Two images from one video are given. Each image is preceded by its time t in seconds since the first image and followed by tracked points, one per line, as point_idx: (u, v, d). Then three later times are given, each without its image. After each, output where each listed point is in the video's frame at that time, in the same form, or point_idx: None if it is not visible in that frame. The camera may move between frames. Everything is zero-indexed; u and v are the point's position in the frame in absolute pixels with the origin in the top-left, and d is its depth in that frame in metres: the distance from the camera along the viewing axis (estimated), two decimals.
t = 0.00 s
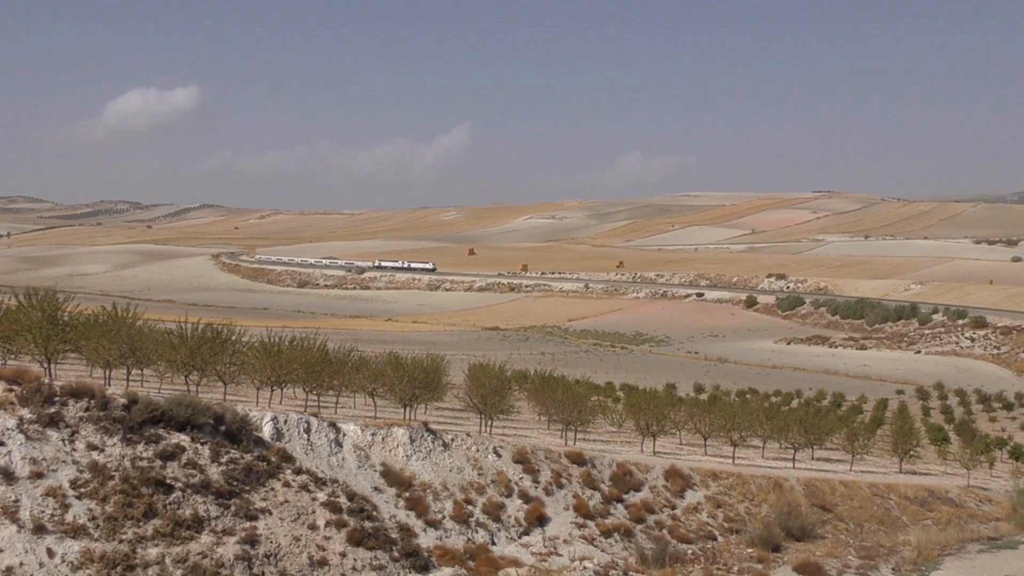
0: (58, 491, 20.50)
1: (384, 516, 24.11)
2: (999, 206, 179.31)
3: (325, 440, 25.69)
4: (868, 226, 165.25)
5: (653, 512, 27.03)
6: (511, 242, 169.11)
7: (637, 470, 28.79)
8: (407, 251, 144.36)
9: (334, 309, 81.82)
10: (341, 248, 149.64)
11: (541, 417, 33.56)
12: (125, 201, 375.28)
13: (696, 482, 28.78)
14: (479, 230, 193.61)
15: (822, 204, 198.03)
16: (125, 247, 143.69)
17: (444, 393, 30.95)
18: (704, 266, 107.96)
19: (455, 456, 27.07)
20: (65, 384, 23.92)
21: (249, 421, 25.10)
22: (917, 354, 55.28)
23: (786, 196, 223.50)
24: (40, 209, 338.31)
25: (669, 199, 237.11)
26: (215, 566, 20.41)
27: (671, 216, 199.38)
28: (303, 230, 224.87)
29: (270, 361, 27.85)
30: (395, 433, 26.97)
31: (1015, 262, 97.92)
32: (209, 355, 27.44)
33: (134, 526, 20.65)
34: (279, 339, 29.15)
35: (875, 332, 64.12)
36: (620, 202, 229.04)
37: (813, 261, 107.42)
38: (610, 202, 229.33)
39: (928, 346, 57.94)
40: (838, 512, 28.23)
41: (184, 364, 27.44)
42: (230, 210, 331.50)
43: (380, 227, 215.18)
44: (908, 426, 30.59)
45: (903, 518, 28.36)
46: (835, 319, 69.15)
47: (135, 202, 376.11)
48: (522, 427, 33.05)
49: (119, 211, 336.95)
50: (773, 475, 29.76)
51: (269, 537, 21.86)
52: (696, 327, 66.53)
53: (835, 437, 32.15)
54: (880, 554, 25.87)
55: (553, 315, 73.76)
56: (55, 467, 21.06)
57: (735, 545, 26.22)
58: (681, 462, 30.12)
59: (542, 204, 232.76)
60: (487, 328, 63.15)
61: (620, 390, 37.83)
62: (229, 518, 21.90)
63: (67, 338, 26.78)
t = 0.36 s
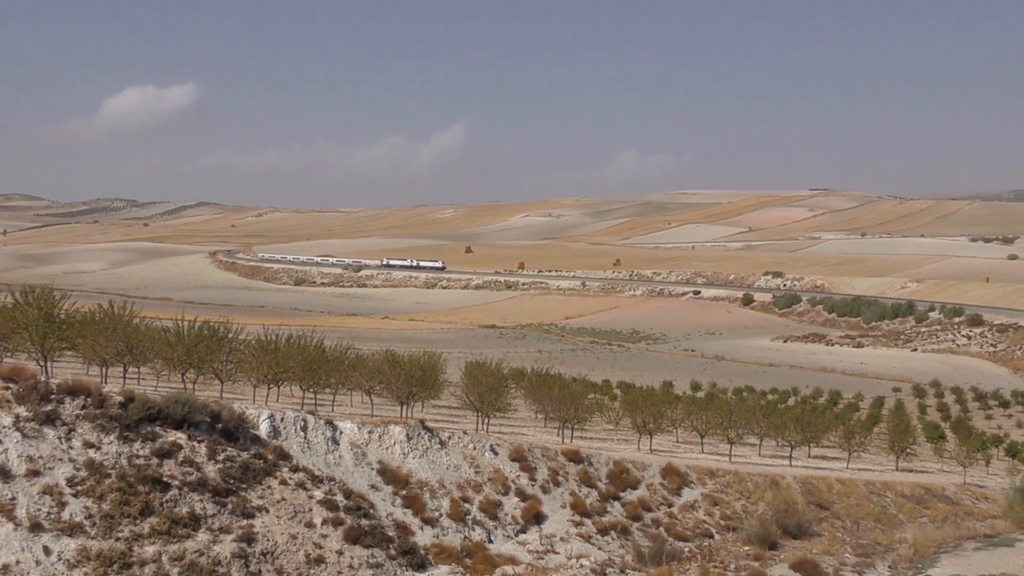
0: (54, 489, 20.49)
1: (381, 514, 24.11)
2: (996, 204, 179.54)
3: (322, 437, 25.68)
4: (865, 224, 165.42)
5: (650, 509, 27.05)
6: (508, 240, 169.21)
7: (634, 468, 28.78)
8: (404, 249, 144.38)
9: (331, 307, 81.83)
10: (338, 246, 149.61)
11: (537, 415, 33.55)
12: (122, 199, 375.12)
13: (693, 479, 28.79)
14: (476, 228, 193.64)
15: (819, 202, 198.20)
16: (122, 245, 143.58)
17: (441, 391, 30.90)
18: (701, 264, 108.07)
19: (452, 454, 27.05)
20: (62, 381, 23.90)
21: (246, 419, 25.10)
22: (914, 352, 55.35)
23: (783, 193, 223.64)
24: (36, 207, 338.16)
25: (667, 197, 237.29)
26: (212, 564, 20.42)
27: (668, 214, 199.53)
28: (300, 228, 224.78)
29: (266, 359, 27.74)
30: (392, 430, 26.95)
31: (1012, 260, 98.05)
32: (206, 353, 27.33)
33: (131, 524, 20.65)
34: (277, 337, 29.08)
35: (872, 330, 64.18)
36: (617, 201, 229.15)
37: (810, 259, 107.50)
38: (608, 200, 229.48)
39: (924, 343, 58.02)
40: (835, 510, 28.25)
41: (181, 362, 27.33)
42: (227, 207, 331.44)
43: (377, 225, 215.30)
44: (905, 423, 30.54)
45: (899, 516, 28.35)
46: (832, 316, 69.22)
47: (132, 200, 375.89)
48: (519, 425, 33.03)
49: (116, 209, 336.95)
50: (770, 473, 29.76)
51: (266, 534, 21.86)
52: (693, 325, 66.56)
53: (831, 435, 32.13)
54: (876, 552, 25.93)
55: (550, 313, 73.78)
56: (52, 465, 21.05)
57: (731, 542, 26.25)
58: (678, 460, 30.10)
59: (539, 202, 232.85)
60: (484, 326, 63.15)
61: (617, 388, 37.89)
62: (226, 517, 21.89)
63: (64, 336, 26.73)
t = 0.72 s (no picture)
0: (51, 488, 20.47)
1: (377, 512, 24.13)
2: (992, 202, 179.64)
3: (318, 436, 25.66)
4: (862, 223, 165.54)
5: (646, 508, 27.06)
6: (504, 238, 169.08)
7: (630, 466, 28.77)
8: (400, 247, 144.23)
9: (328, 306, 81.74)
10: (334, 245, 149.56)
11: (534, 413, 33.50)
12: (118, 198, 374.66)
13: (690, 478, 28.78)
14: (473, 226, 193.56)
15: (815, 200, 198.32)
16: (118, 243, 143.40)
17: (438, 389, 30.83)
18: (697, 263, 108.09)
19: (448, 452, 27.04)
20: (58, 380, 23.89)
21: (243, 417, 25.10)
22: (910, 350, 55.39)
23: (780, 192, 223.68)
24: (32, 206, 337.99)
25: (663, 196, 237.34)
26: (208, 562, 20.41)
27: (665, 213, 199.61)
28: (296, 227, 224.61)
29: (263, 358, 27.59)
30: (388, 429, 26.94)
31: (1008, 259, 98.11)
32: (203, 351, 27.20)
33: (128, 523, 20.64)
34: (273, 335, 28.94)
35: (869, 328, 64.20)
36: (614, 199, 229.22)
37: (806, 257, 107.51)
38: (604, 199, 229.47)
39: (921, 342, 58.05)
40: (831, 508, 28.27)
41: (177, 360, 27.23)
42: (222, 206, 331.24)
43: (374, 224, 215.17)
44: (902, 421, 30.45)
45: (896, 514, 28.34)
46: (828, 315, 69.25)
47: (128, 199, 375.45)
48: (516, 423, 32.99)
49: (112, 208, 336.64)
50: (767, 471, 29.78)
51: (263, 533, 21.86)
52: (689, 323, 66.53)
53: (828, 433, 32.13)
54: (873, 550, 25.98)
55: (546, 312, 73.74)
56: (49, 464, 21.04)
57: (728, 541, 26.28)
58: (675, 458, 30.09)
59: (536, 201, 232.77)
60: (480, 325, 63.16)
61: (614, 386, 37.88)
62: (222, 515, 21.88)
63: (61, 335, 26.67)
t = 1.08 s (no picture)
0: (45, 487, 20.45)
1: (373, 511, 24.14)
2: (986, 200, 179.97)
3: (313, 435, 25.66)
4: (857, 220, 165.76)
5: (642, 506, 27.07)
6: (499, 236, 169.14)
7: (626, 464, 28.77)
8: (395, 245, 144.24)
9: (322, 304, 81.73)
10: (329, 243, 149.47)
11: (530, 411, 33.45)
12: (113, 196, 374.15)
13: (685, 475, 28.80)
14: (468, 224, 193.64)
15: (810, 198, 198.56)
16: (112, 242, 143.14)
17: (433, 387, 30.76)
18: (692, 260, 108.22)
19: (443, 450, 27.03)
20: (52, 379, 23.87)
21: (237, 416, 25.09)
22: (905, 348, 55.43)
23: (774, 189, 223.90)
24: (26, 204, 337.55)
25: (659, 194, 237.51)
26: (203, 561, 20.38)
27: (660, 211, 199.76)
28: (291, 225, 224.37)
29: (257, 356, 27.45)
30: (383, 427, 26.94)
31: (1002, 256, 98.29)
32: (197, 350, 27.06)
33: (122, 522, 20.62)
34: (268, 334, 28.81)
35: (863, 326, 64.28)
36: (609, 197, 229.33)
37: (800, 255, 107.65)
38: (599, 197, 229.59)
39: (916, 339, 58.13)
40: (826, 505, 28.29)
41: (172, 359, 27.11)
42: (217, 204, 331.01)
43: (369, 222, 215.07)
44: (897, 419, 30.42)
45: (891, 512, 28.36)
46: (823, 313, 69.33)
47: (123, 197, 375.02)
48: (511, 421, 32.93)
49: (107, 206, 336.25)
50: (762, 469, 29.79)
51: (258, 531, 21.86)
52: (684, 321, 66.58)
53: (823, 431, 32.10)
54: (867, 548, 26.03)
55: (542, 310, 73.72)
56: (43, 463, 21.02)
57: (723, 539, 26.31)
58: (670, 456, 30.09)
59: (531, 199, 232.76)
60: (475, 323, 63.16)
61: (610, 384, 37.91)
62: (217, 514, 21.87)
63: (55, 333, 26.56)
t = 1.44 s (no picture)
0: (30, 486, 20.38)
1: (360, 509, 24.12)
2: (971, 197, 180.84)
3: (300, 433, 25.62)
4: (843, 218, 166.35)
5: (629, 503, 27.11)
6: (487, 234, 169.21)
7: (613, 461, 28.79)
8: (383, 243, 144.09)
9: (308, 302, 81.56)
10: (317, 241, 149.15)
11: (517, 409, 33.42)
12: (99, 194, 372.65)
13: (672, 473, 28.82)
14: (457, 222, 193.57)
15: (796, 195, 199.18)
16: (97, 239, 142.40)
17: (420, 384, 30.69)
18: (678, 258, 108.45)
19: (431, 448, 26.99)
20: (37, 377, 23.81)
21: (224, 414, 25.04)
22: (891, 345, 55.64)
23: (761, 186, 224.44)
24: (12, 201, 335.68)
25: (646, 191, 237.86)
26: (189, 560, 20.33)
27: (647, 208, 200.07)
28: (278, 222, 223.80)
29: (244, 353, 27.31)
30: (371, 425, 26.91)
31: (987, 254, 98.79)
32: (184, 348, 26.89)
33: (108, 521, 20.54)
34: (255, 331, 28.63)
35: (850, 323, 64.48)
36: (596, 194, 229.55)
37: (786, 252, 107.97)
38: (587, 194, 229.80)
39: (901, 337, 58.37)
40: (813, 503, 28.36)
41: (158, 357, 26.93)
42: (204, 201, 329.98)
43: (357, 220, 214.69)
44: (883, 416, 30.47)
45: (877, 508, 28.46)
46: (810, 310, 69.53)
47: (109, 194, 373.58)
48: (499, 419, 32.90)
49: (92, 203, 334.81)
50: (748, 466, 29.83)
51: (245, 529, 21.83)
52: (671, 319, 66.66)
53: (809, 427, 32.16)
54: (853, 544, 26.14)
55: (528, 307, 73.72)
56: (28, 461, 20.95)
57: (710, 536, 26.37)
58: (656, 453, 30.11)
59: (519, 197, 232.83)
60: (463, 320, 63.12)
61: (596, 382, 37.98)
62: (204, 512, 21.82)
63: (40, 331, 26.36)
